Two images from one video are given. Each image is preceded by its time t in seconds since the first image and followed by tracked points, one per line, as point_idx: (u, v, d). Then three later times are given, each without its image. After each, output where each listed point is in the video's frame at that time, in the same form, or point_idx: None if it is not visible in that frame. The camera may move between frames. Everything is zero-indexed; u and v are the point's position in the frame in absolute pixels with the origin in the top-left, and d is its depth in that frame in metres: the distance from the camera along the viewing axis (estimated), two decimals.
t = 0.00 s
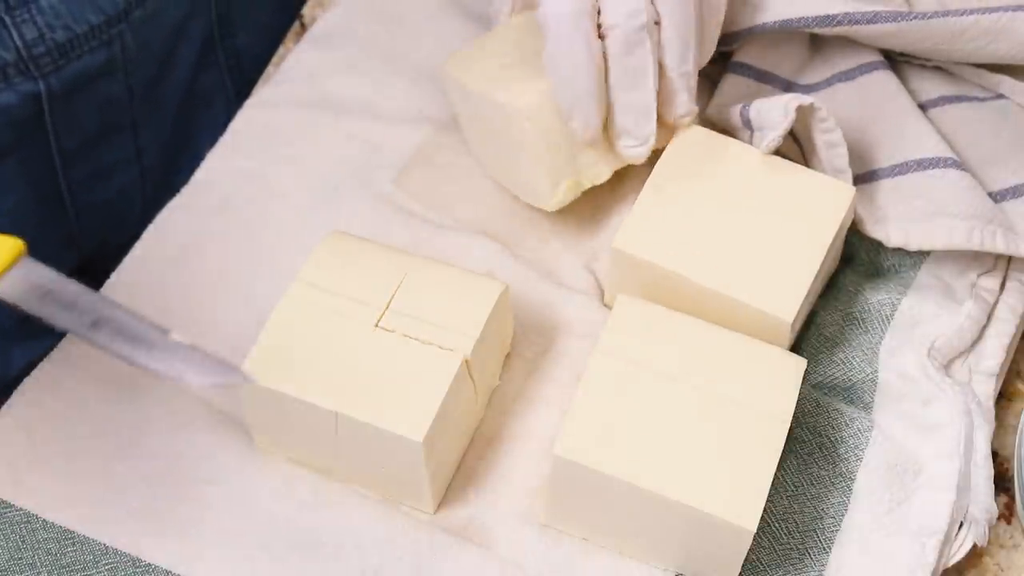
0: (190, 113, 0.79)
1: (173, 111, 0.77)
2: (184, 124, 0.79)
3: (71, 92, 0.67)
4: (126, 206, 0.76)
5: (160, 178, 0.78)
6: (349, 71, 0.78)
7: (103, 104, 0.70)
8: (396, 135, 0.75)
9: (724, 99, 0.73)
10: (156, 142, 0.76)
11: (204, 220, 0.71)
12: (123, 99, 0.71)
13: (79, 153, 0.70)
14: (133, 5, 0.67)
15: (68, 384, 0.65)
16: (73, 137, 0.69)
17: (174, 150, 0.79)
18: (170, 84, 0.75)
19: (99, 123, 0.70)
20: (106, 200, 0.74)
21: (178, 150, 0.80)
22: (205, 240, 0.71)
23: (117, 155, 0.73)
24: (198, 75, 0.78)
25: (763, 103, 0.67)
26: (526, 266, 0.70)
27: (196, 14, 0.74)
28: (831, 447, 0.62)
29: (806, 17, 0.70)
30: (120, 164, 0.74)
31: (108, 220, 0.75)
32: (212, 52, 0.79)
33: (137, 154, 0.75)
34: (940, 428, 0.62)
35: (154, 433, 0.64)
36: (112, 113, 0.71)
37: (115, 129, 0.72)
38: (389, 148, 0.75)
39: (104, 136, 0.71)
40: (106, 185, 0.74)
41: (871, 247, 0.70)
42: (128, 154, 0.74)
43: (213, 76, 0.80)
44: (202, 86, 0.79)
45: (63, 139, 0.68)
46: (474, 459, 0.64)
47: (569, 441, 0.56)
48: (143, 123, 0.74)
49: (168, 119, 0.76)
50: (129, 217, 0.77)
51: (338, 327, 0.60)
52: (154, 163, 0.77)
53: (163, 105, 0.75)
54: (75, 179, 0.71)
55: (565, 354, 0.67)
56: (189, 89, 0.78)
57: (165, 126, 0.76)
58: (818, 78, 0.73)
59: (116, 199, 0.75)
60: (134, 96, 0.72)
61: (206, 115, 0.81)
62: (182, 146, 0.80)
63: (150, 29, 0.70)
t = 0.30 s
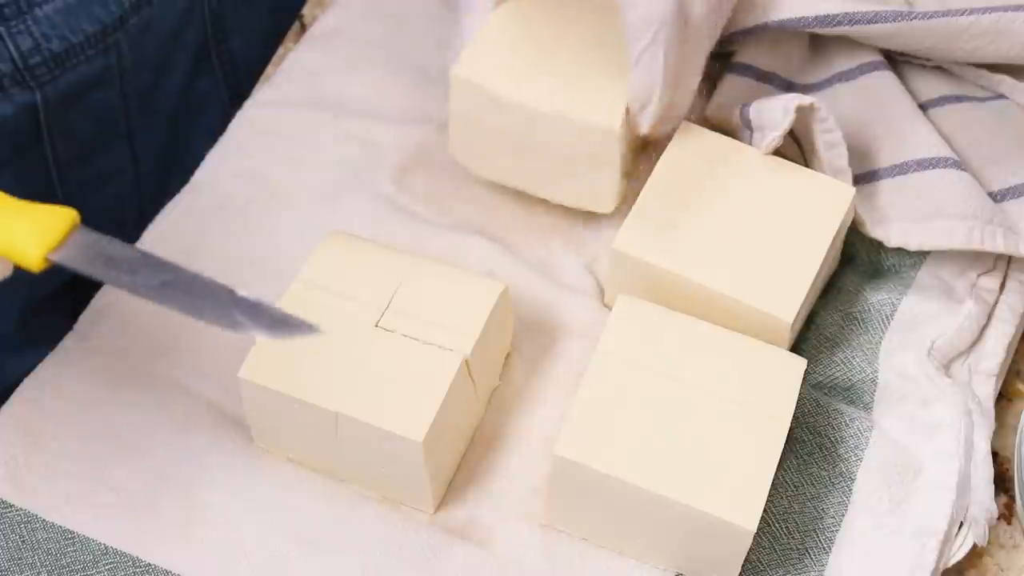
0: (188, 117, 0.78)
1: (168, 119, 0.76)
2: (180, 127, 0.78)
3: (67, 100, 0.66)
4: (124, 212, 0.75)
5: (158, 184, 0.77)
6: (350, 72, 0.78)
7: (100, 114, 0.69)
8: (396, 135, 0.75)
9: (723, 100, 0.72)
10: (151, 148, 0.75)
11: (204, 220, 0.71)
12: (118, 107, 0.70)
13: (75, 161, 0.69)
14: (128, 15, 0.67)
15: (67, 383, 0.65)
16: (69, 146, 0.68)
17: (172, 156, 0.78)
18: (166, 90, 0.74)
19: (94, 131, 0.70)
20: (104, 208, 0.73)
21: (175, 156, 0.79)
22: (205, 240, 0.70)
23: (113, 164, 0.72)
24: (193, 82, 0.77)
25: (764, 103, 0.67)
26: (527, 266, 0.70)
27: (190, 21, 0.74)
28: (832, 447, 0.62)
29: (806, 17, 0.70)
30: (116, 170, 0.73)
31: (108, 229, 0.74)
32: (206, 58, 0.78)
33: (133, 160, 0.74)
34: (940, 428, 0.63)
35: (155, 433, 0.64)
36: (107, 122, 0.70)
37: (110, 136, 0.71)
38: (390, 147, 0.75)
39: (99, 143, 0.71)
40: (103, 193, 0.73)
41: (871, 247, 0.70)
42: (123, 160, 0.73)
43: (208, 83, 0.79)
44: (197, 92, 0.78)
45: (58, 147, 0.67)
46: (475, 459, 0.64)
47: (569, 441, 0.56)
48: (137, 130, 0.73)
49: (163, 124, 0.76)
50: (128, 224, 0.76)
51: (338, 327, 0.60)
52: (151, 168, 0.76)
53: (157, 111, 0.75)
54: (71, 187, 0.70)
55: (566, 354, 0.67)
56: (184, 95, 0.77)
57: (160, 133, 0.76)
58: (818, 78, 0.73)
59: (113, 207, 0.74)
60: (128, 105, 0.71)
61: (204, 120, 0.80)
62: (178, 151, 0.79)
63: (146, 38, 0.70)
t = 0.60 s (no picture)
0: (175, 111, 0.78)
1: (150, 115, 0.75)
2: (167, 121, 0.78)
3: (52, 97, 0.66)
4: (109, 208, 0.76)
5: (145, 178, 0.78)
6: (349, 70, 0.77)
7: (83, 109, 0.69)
8: (396, 135, 0.75)
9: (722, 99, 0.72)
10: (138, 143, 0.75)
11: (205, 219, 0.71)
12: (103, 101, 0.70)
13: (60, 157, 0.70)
14: (109, 8, 0.65)
15: (66, 383, 0.65)
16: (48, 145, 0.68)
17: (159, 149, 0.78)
18: (146, 86, 0.73)
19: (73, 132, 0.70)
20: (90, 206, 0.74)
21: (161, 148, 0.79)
22: (205, 239, 0.70)
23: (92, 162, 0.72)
24: (176, 77, 0.76)
25: (764, 103, 0.67)
26: (526, 267, 0.70)
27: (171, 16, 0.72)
28: (831, 447, 0.62)
29: (803, 15, 0.70)
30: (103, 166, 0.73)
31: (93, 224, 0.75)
32: (190, 53, 0.76)
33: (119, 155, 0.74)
34: (940, 428, 0.63)
35: (155, 433, 0.64)
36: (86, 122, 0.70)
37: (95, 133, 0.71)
38: (390, 147, 0.75)
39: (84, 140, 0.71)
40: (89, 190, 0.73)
41: (871, 247, 0.70)
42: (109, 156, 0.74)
43: (192, 76, 0.78)
44: (180, 87, 0.77)
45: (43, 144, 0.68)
46: (475, 459, 0.64)
47: (569, 440, 0.56)
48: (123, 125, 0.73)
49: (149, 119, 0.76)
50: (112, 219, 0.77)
51: (338, 327, 0.60)
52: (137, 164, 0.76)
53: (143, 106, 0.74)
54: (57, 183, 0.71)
55: (566, 354, 0.67)
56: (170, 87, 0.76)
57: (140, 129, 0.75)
58: (818, 78, 0.73)
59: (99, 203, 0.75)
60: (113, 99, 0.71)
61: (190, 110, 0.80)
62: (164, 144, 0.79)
63: (128, 34, 0.68)
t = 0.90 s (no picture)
0: (150, 87, 0.78)
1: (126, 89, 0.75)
2: (143, 98, 0.78)
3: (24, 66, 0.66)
4: (78, 184, 0.76)
5: (116, 154, 0.78)
6: (349, 72, 0.77)
7: (54, 81, 0.69)
8: (396, 136, 0.75)
9: (722, 98, 0.72)
10: (109, 118, 0.75)
11: (205, 219, 0.71)
12: (73, 74, 0.70)
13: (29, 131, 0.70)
14: None
15: (67, 384, 0.65)
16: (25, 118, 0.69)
17: (133, 125, 0.78)
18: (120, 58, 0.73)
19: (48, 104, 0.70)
20: (61, 181, 0.74)
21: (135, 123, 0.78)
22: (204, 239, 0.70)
23: (69, 135, 0.73)
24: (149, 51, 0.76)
25: (764, 103, 0.67)
26: (526, 267, 0.70)
27: None
28: (831, 447, 0.62)
29: (802, 19, 0.70)
30: (72, 141, 0.73)
31: (64, 200, 0.76)
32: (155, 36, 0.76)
33: (89, 130, 0.74)
34: (940, 428, 0.63)
35: (155, 433, 0.64)
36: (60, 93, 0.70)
37: (65, 108, 0.71)
38: (390, 147, 0.75)
39: (54, 114, 0.71)
40: (61, 165, 0.74)
41: (871, 247, 0.70)
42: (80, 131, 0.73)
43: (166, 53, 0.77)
44: (156, 62, 0.77)
45: (10, 114, 0.68)
46: (474, 459, 0.64)
47: (569, 440, 0.56)
48: (92, 98, 0.73)
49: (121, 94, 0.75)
50: (83, 195, 0.77)
51: (338, 326, 0.60)
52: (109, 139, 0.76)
53: (113, 82, 0.74)
54: (27, 156, 0.71)
55: (566, 354, 0.67)
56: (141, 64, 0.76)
57: (117, 102, 0.75)
58: (818, 78, 0.73)
59: (71, 179, 0.75)
60: (83, 72, 0.71)
61: (166, 84, 0.79)
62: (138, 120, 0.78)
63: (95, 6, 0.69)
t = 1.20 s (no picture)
0: (141, 77, 0.81)
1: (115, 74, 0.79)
2: (134, 85, 0.81)
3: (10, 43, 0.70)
4: (71, 164, 0.79)
5: (106, 137, 0.81)
6: (349, 72, 0.77)
7: (41, 59, 0.73)
8: (396, 135, 0.75)
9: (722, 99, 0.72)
10: (97, 99, 0.78)
11: (205, 219, 0.71)
12: (60, 54, 0.74)
13: (18, 106, 0.74)
14: None
15: (67, 383, 0.65)
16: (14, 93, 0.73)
17: (123, 111, 0.81)
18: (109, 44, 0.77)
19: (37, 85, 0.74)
20: (52, 159, 0.78)
21: (125, 111, 0.81)
22: (204, 239, 0.70)
23: (58, 116, 0.76)
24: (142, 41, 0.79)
25: (764, 104, 0.67)
26: (525, 267, 0.70)
27: None
28: (831, 447, 0.62)
29: (802, 21, 0.70)
30: (62, 121, 0.77)
31: (56, 179, 0.79)
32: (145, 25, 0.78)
33: (78, 110, 0.77)
34: (940, 428, 0.63)
35: (155, 433, 0.64)
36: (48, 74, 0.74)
37: (53, 88, 0.75)
38: (390, 147, 0.75)
39: (42, 94, 0.75)
40: (51, 144, 0.77)
41: (871, 247, 0.70)
42: (69, 111, 0.77)
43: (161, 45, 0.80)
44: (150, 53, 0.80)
45: None
46: (474, 459, 0.64)
47: (569, 440, 0.56)
48: (80, 80, 0.76)
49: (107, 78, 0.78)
50: (74, 175, 0.81)
51: (338, 326, 0.60)
52: (100, 121, 0.79)
53: (101, 65, 0.77)
54: (18, 133, 0.75)
55: (566, 354, 0.67)
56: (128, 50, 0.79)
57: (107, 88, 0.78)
58: (818, 78, 0.73)
59: (62, 158, 0.78)
60: (70, 52, 0.74)
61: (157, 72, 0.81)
62: (128, 104, 0.81)
63: None
